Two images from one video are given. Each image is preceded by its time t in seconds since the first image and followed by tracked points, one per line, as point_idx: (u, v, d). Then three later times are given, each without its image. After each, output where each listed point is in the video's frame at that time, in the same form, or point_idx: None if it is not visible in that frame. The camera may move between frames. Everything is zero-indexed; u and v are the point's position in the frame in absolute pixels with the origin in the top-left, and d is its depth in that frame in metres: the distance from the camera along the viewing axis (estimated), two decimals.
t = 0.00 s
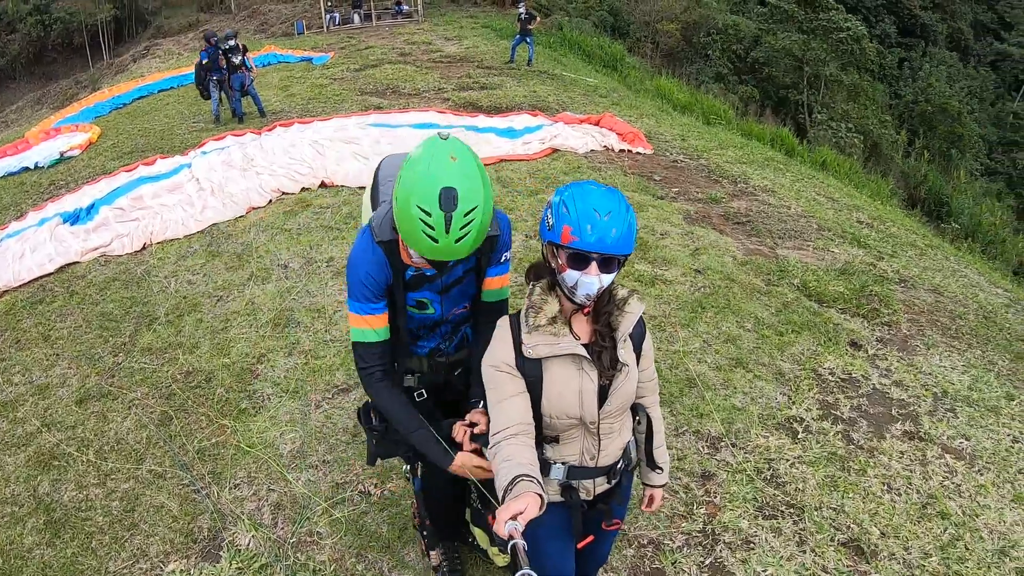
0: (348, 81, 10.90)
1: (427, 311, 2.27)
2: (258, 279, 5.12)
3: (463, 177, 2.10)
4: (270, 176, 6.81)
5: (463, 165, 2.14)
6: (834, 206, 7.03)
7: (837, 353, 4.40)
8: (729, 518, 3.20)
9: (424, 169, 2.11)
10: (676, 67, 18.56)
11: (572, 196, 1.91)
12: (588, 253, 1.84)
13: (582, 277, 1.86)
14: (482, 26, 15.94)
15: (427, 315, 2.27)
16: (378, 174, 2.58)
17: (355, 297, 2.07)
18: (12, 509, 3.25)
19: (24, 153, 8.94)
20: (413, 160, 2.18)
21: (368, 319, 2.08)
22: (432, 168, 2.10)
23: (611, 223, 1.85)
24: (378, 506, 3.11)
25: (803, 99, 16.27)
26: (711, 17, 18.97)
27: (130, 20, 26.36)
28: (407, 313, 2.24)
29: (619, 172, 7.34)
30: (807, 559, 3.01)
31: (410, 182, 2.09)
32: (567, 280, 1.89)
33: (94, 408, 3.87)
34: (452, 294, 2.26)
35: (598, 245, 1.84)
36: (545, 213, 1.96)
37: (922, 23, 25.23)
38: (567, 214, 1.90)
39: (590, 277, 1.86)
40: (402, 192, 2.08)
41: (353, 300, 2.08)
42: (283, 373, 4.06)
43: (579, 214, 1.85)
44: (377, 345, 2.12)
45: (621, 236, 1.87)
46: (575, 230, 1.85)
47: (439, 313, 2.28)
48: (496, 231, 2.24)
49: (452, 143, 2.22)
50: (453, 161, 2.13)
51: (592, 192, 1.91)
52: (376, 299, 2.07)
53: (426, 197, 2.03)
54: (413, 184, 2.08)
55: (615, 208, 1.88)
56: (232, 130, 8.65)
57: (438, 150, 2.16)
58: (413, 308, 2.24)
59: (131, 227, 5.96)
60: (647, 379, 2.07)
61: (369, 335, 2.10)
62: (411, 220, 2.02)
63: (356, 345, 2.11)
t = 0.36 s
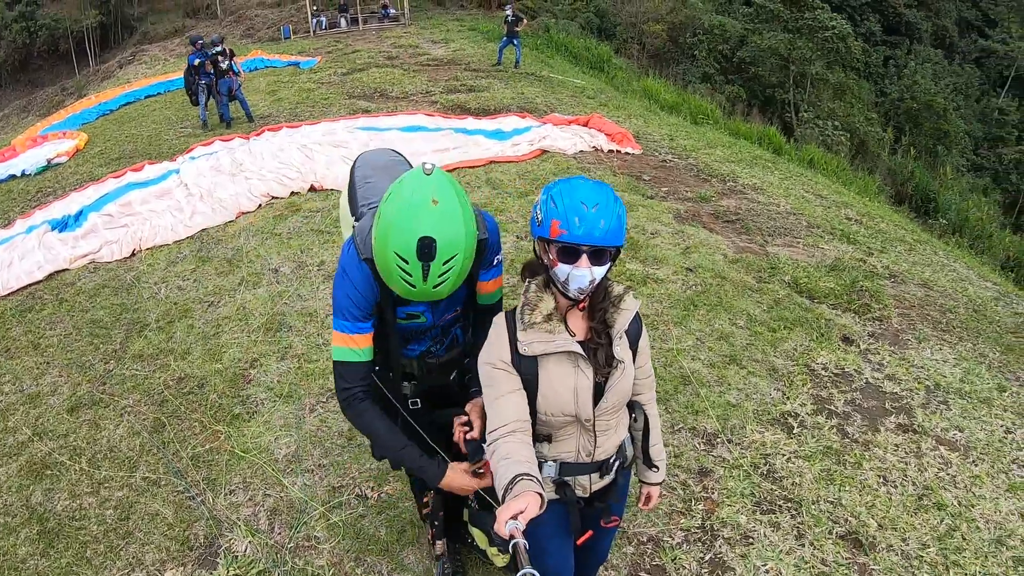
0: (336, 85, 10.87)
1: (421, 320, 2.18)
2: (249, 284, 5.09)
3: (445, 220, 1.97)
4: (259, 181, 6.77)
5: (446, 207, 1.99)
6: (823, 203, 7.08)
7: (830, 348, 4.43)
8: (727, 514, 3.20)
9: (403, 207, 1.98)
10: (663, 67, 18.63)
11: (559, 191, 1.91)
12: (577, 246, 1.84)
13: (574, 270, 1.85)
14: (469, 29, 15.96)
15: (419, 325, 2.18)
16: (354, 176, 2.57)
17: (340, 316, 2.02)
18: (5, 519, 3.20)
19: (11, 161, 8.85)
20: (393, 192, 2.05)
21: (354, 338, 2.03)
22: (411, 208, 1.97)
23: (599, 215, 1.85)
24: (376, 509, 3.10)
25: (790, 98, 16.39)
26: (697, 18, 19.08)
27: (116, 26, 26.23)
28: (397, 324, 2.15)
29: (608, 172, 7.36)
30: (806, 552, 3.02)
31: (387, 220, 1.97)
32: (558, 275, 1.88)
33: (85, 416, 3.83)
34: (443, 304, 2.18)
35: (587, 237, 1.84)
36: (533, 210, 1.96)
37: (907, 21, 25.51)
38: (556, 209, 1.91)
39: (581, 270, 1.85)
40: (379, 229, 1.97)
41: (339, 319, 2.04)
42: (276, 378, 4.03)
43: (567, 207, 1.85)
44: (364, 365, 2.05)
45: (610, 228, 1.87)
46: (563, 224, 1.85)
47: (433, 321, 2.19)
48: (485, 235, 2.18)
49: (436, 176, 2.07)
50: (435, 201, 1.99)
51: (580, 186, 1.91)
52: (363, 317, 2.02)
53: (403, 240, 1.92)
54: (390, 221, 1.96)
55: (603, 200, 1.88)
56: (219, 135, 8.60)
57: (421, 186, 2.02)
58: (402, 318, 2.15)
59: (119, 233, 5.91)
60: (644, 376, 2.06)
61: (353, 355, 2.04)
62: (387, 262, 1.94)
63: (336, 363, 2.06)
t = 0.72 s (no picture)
0: (323, 81, 10.79)
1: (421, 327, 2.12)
2: (240, 281, 5.04)
3: (454, 247, 1.90)
4: (249, 177, 6.70)
5: (456, 234, 1.92)
6: (811, 200, 7.14)
7: (820, 345, 4.47)
8: (723, 509, 3.23)
9: (410, 230, 1.90)
10: (651, 64, 18.67)
11: (568, 192, 1.91)
12: (588, 248, 1.84)
13: (585, 273, 1.85)
14: (456, 24, 15.89)
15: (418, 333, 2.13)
16: (349, 178, 2.55)
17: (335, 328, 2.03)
18: None
19: None
20: (400, 211, 1.97)
21: (349, 350, 2.05)
22: (419, 232, 1.89)
23: (609, 217, 1.85)
24: (375, 508, 3.08)
25: (777, 95, 16.50)
26: (684, 16, 19.14)
27: (100, 20, 25.97)
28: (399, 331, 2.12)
29: (598, 169, 7.36)
30: (801, 546, 3.05)
31: (393, 242, 1.90)
32: (569, 277, 1.89)
33: (77, 417, 3.78)
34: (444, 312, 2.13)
35: (598, 240, 1.83)
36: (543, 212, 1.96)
37: (893, 20, 25.79)
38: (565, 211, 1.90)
39: (592, 272, 1.85)
40: (385, 250, 1.91)
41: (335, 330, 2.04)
42: (270, 377, 4.00)
43: (578, 210, 1.85)
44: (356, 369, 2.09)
45: (620, 230, 1.87)
46: (574, 226, 1.84)
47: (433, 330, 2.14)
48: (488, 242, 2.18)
49: (445, 198, 1.98)
50: (445, 227, 1.91)
51: (589, 188, 1.91)
52: (360, 330, 2.03)
53: (410, 266, 1.86)
54: (396, 243, 1.89)
55: (613, 202, 1.88)
56: (207, 131, 8.49)
57: (429, 208, 1.93)
58: (403, 329, 2.12)
59: (108, 231, 5.83)
60: (649, 375, 2.07)
61: (347, 364, 2.08)
62: (392, 285, 1.89)
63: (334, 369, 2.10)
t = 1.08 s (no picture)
0: (303, 71, 10.65)
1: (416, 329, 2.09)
2: (221, 276, 4.96)
3: (457, 284, 1.86)
4: (228, 169, 6.58)
5: (461, 269, 1.88)
6: (792, 194, 7.22)
7: (802, 338, 4.54)
8: (711, 502, 3.27)
9: (416, 259, 1.85)
10: (631, 57, 18.69)
11: (575, 193, 1.90)
12: (591, 251, 1.84)
13: (586, 275, 1.86)
14: (437, 15, 15.76)
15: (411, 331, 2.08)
16: (343, 174, 2.52)
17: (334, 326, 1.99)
18: None
19: None
20: (407, 233, 1.91)
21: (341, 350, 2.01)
22: (425, 263, 1.84)
23: (615, 221, 1.85)
24: (364, 506, 3.07)
25: (756, 89, 16.64)
26: (665, 9, 19.20)
27: (77, 10, 25.53)
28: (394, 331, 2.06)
29: (580, 162, 7.36)
30: (788, 538, 3.10)
31: (397, 268, 1.84)
32: (569, 278, 1.89)
33: (58, 417, 3.70)
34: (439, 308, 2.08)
35: (602, 243, 1.83)
36: (546, 211, 1.95)
37: (873, 16, 26.10)
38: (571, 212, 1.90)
39: (594, 275, 1.85)
40: (387, 273, 1.86)
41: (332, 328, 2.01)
42: (253, 373, 3.95)
43: (583, 212, 1.85)
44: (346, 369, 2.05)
45: (624, 235, 1.87)
46: (579, 228, 1.84)
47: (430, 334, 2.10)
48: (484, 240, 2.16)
49: (455, 228, 1.94)
50: (452, 262, 1.87)
51: (594, 190, 1.90)
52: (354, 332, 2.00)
53: (413, 295, 1.83)
54: (402, 267, 1.84)
55: (618, 206, 1.88)
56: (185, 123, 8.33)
57: (437, 241, 1.88)
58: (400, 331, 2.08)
59: (86, 225, 5.71)
60: (642, 374, 2.08)
61: (338, 365, 2.04)
62: (390, 308, 1.86)
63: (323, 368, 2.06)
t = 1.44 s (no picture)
0: (277, 70, 10.54)
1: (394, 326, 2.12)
2: (200, 278, 4.92)
3: (444, 293, 1.89)
4: (205, 170, 6.50)
5: (449, 278, 1.90)
6: (767, 188, 7.34)
7: (780, 330, 4.64)
8: (694, 494, 3.34)
9: (405, 269, 1.86)
10: (607, 52, 18.77)
11: (560, 199, 1.94)
12: (583, 255, 1.87)
13: (579, 278, 1.90)
14: (412, 11, 15.69)
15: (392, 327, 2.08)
16: (335, 175, 2.54)
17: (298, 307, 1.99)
18: None
19: None
20: (396, 241, 1.90)
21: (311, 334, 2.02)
22: (413, 273, 1.85)
23: (603, 223, 1.89)
24: (351, 506, 3.08)
25: (731, 83, 16.84)
26: (640, 5, 19.33)
27: (48, 9, 25.07)
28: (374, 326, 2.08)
29: (557, 158, 7.40)
30: (770, 527, 3.18)
31: (385, 277, 1.85)
32: (562, 282, 1.93)
33: (39, 425, 3.65)
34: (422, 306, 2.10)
35: (593, 246, 1.87)
36: (533, 218, 1.97)
37: (846, 10, 26.51)
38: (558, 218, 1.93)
39: (586, 277, 1.90)
40: (376, 282, 1.86)
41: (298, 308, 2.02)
42: (235, 376, 3.94)
43: (572, 216, 1.88)
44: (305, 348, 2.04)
45: (613, 235, 1.91)
46: (569, 233, 1.87)
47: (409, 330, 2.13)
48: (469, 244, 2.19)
49: (445, 238, 1.94)
50: (441, 272, 1.89)
51: (580, 195, 1.95)
52: (319, 318, 1.99)
53: (402, 303, 1.85)
54: (391, 275, 1.86)
55: (604, 208, 1.93)
56: (158, 124, 8.21)
57: (427, 251, 1.89)
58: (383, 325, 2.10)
59: (61, 229, 5.61)
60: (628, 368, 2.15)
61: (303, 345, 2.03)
62: (379, 314, 1.89)
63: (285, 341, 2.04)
